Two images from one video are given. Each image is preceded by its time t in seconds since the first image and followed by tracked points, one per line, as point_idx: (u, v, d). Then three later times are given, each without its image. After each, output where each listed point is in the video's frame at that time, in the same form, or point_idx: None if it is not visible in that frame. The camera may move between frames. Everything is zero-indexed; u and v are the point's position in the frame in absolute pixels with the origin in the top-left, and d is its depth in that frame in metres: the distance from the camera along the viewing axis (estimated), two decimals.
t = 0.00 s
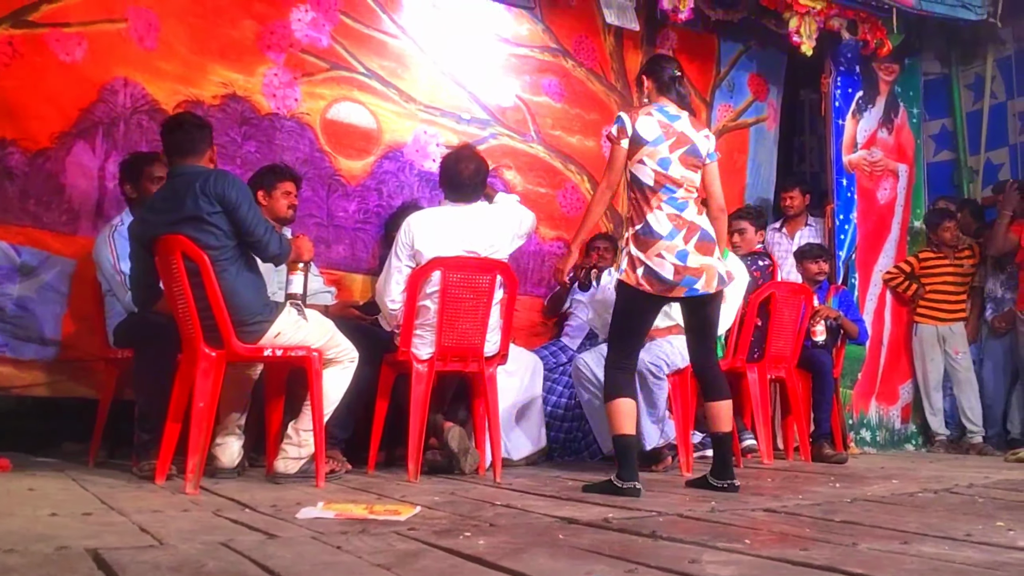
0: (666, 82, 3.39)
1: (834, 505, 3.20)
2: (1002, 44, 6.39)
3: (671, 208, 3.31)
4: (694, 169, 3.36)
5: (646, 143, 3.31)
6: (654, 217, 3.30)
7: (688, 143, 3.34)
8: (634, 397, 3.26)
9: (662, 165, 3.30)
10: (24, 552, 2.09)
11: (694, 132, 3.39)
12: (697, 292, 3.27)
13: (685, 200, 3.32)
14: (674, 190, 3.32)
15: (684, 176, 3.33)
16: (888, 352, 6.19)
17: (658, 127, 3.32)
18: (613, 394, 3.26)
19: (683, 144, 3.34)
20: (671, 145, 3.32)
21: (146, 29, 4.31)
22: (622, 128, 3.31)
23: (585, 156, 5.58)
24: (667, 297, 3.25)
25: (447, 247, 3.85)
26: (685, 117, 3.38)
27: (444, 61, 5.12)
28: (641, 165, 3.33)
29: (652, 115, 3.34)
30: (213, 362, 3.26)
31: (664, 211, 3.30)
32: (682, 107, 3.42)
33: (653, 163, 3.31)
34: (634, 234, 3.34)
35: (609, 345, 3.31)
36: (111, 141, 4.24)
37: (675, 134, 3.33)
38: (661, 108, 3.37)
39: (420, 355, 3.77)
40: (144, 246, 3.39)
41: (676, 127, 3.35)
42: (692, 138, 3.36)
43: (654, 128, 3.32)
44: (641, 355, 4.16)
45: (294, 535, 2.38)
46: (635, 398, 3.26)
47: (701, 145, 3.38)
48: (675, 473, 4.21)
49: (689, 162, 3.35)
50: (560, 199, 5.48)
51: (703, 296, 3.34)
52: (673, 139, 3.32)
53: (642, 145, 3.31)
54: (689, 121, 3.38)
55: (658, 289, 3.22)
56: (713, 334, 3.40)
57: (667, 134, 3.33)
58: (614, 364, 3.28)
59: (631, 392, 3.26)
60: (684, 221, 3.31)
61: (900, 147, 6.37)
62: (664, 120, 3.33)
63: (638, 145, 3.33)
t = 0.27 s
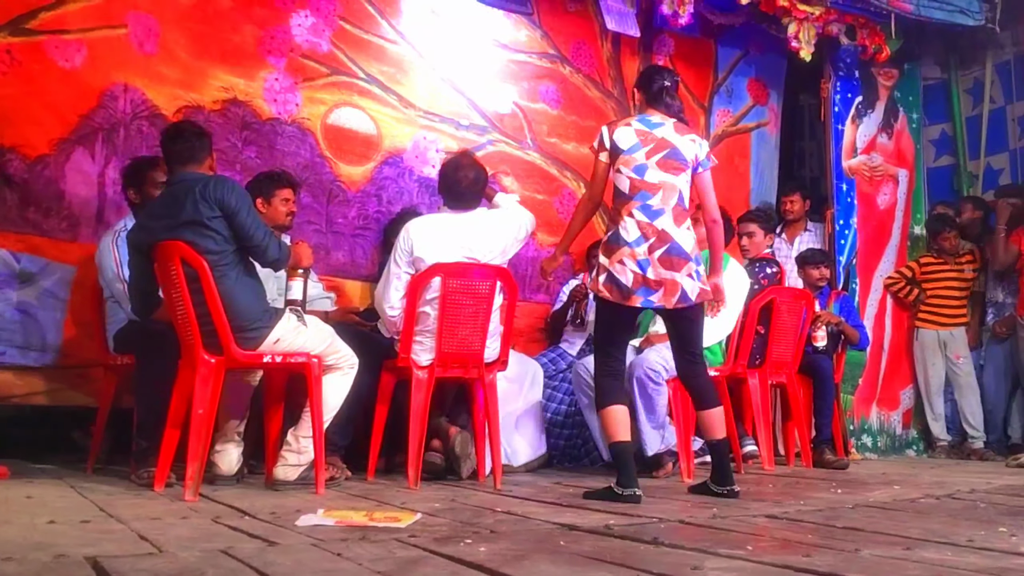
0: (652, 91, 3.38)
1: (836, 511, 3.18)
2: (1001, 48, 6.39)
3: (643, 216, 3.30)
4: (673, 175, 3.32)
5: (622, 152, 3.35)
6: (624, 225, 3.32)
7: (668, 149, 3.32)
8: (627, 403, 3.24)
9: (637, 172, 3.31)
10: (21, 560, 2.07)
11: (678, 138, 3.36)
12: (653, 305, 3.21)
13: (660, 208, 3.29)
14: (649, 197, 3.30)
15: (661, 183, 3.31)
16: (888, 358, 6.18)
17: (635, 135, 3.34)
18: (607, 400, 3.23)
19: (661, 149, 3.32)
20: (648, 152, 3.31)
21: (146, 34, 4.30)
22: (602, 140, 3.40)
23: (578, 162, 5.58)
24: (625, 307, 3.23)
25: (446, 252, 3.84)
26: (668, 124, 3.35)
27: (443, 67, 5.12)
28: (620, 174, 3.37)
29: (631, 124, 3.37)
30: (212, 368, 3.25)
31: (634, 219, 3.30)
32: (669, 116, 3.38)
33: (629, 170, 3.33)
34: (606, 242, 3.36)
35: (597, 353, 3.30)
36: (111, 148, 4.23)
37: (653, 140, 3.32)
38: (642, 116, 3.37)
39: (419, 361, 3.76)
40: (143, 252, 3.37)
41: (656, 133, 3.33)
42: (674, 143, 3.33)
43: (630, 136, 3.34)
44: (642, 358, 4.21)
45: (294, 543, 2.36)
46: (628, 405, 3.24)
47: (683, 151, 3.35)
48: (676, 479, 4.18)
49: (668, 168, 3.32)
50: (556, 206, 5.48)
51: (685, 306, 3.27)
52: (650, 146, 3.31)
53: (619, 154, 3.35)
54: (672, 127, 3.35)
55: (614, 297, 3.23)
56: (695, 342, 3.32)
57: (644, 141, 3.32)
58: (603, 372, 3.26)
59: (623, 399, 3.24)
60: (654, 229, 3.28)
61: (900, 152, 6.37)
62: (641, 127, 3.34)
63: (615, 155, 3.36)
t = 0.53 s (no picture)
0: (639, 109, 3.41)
1: (837, 511, 3.19)
2: (999, 49, 6.40)
3: (644, 219, 3.29)
4: (671, 184, 3.34)
5: (618, 168, 3.36)
6: (624, 228, 3.31)
7: (662, 161, 3.35)
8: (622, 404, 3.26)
9: (636, 184, 3.32)
10: (26, 562, 2.08)
11: (670, 150, 3.38)
12: (657, 300, 3.20)
13: (661, 214, 3.30)
14: (648, 205, 3.31)
15: (660, 192, 3.32)
16: (888, 358, 6.20)
17: (628, 151, 3.36)
18: (602, 403, 3.25)
19: (656, 161, 3.34)
20: (643, 165, 3.33)
21: (148, 38, 4.32)
22: (594, 161, 3.42)
23: (578, 165, 5.60)
24: (625, 303, 3.21)
25: (448, 254, 3.85)
26: (659, 138, 3.39)
27: (444, 69, 5.14)
28: (617, 189, 3.38)
29: (622, 142, 3.39)
30: (215, 371, 3.26)
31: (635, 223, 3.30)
32: (657, 132, 3.40)
33: (626, 184, 3.34)
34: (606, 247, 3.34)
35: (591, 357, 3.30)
36: (112, 152, 4.24)
37: (646, 155, 3.35)
38: (633, 133, 3.40)
39: (421, 362, 3.79)
40: (146, 255, 3.38)
41: (648, 148, 3.36)
42: (667, 156, 3.36)
43: (622, 153, 3.36)
44: (643, 359, 4.21)
45: (298, 544, 2.37)
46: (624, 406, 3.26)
47: (677, 161, 3.37)
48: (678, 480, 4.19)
49: (665, 177, 3.33)
50: (554, 209, 5.49)
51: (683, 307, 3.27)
52: (645, 159, 3.34)
53: (613, 171, 3.37)
54: (663, 140, 3.38)
55: (615, 293, 3.20)
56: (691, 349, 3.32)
57: (638, 156, 3.35)
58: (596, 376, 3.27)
59: (619, 400, 3.26)
60: (654, 231, 3.28)
61: (899, 153, 6.40)
62: (634, 143, 3.36)
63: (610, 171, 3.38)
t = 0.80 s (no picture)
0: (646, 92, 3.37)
1: (841, 511, 3.18)
2: (1000, 48, 6.36)
3: (663, 211, 3.27)
4: (684, 174, 3.34)
5: (634, 150, 3.29)
6: (644, 219, 3.26)
7: (676, 148, 3.33)
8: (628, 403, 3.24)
9: (653, 170, 3.28)
10: (25, 567, 2.07)
11: (680, 138, 3.36)
12: (680, 301, 3.21)
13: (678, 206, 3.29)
14: (665, 193, 3.28)
15: (676, 182, 3.30)
16: (891, 357, 6.18)
17: (644, 133, 3.30)
18: (607, 402, 3.23)
19: (671, 148, 3.31)
20: (660, 150, 3.30)
21: (145, 40, 4.30)
22: (608, 141, 3.35)
23: (577, 166, 5.58)
24: (650, 301, 3.19)
25: (448, 255, 3.83)
26: (669, 124, 3.36)
27: (444, 69, 5.12)
28: (631, 171, 3.30)
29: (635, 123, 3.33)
30: (214, 373, 3.24)
31: (655, 214, 3.26)
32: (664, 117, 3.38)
33: (645, 167, 3.28)
34: (622, 236, 3.29)
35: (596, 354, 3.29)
36: (110, 156, 4.23)
37: (662, 140, 3.31)
38: (645, 116, 3.35)
39: (422, 364, 3.77)
40: (144, 257, 3.37)
41: (661, 133, 3.32)
42: (680, 144, 3.34)
43: (637, 135, 3.30)
44: (646, 359, 4.21)
45: (299, 547, 2.36)
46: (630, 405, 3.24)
47: (688, 151, 3.36)
48: (680, 480, 4.17)
49: (680, 166, 3.32)
50: (553, 210, 5.47)
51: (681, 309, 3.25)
52: (661, 144, 3.30)
53: (629, 153, 3.29)
54: (674, 127, 3.36)
55: (642, 292, 3.17)
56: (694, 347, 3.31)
57: (654, 140, 3.30)
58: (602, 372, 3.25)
59: (623, 398, 3.24)
60: (674, 227, 3.27)
61: (900, 152, 6.39)
62: (650, 127, 3.32)
63: (624, 154, 3.31)
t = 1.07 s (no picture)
0: (665, 93, 3.36)
1: (842, 510, 3.18)
2: (999, 48, 6.38)
3: (690, 213, 3.31)
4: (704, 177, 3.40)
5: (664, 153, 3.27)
6: (673, 220, 3.28)
7: (698, 152, 3.37)
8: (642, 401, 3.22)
9: (682, 173, 3.30)
10: (28, 570, 2.07)
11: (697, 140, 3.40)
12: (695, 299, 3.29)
13: (700, 208, 3.35)
14: (693, 197, 3.32)
15: (700, 184, 3.36)
16: (891, 357, 6.19)
17: (672, 138, 3.29)
18: (624, 399, 3.21)
19: (694, 153, 3.35)
20: (686, 154, 3.33)
21: (145, 44, 4.31)
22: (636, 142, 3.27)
23: (579, 167, 5.59)
24: (668, 296, 3.24)
25: (449, 257, 3.83)
26: (688, 127, 3.39)
27: (443, 72, 5.13)
28: (660, 175, 3.29)
29: (661, 125, 3.30)
30: (215, 376, 3.25)
31: (684, 216, 3.29)
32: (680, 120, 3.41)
33: (675, 172, 3.29)
34: (648, 233, 3.29)
35: (615, 349, 3.28)
36: (111, 159, 4.24)
37: (687, 144, 3.33)
38: (668, 120, 3.34)
39: (423, 366, 3.78)
40: (145, 261, 3.38)
41: (684, 137, 3.34)
42: (701, 150, 3.38)
43: (667, 141, 3.27)
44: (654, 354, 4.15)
45: (300, 549, 2.36)
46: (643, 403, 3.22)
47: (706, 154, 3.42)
48: (682, 481, 4.18)
49: (700, 169, 3.38)
50: (555, 211, 5.48)
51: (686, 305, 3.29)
52: (687, 149, 3.32)
53: (660, 157, 3.27)
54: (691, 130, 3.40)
55: (668, 288, 3.21)
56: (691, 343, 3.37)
57: (681, 146, 3.31)
58: (622, 368, 3.23)
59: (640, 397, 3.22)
60: (698, 229, 3.33)
61: (899, 152, 6.40)
62: (676, 132, 3.31)
63: (654, 158, 3.28)
